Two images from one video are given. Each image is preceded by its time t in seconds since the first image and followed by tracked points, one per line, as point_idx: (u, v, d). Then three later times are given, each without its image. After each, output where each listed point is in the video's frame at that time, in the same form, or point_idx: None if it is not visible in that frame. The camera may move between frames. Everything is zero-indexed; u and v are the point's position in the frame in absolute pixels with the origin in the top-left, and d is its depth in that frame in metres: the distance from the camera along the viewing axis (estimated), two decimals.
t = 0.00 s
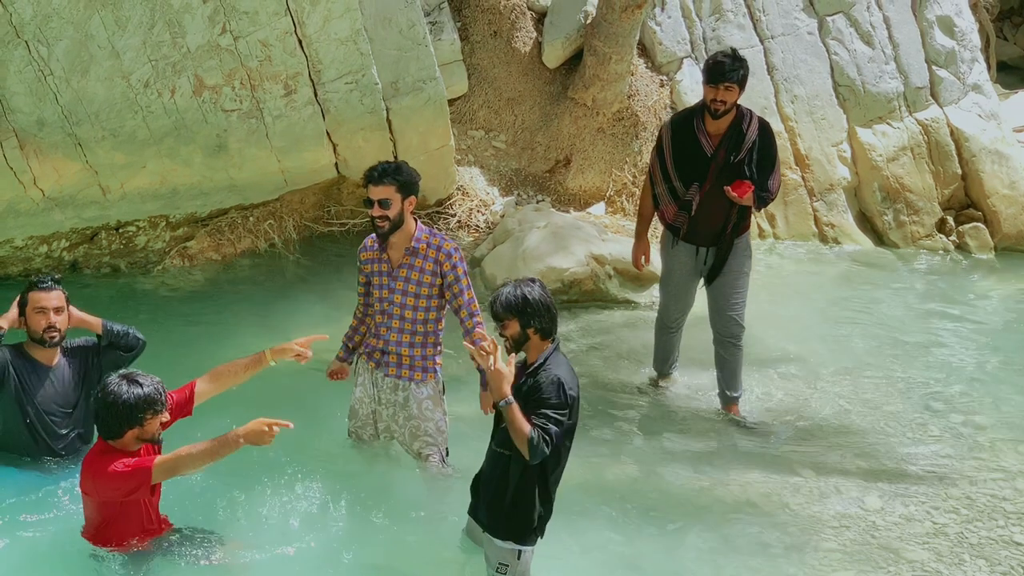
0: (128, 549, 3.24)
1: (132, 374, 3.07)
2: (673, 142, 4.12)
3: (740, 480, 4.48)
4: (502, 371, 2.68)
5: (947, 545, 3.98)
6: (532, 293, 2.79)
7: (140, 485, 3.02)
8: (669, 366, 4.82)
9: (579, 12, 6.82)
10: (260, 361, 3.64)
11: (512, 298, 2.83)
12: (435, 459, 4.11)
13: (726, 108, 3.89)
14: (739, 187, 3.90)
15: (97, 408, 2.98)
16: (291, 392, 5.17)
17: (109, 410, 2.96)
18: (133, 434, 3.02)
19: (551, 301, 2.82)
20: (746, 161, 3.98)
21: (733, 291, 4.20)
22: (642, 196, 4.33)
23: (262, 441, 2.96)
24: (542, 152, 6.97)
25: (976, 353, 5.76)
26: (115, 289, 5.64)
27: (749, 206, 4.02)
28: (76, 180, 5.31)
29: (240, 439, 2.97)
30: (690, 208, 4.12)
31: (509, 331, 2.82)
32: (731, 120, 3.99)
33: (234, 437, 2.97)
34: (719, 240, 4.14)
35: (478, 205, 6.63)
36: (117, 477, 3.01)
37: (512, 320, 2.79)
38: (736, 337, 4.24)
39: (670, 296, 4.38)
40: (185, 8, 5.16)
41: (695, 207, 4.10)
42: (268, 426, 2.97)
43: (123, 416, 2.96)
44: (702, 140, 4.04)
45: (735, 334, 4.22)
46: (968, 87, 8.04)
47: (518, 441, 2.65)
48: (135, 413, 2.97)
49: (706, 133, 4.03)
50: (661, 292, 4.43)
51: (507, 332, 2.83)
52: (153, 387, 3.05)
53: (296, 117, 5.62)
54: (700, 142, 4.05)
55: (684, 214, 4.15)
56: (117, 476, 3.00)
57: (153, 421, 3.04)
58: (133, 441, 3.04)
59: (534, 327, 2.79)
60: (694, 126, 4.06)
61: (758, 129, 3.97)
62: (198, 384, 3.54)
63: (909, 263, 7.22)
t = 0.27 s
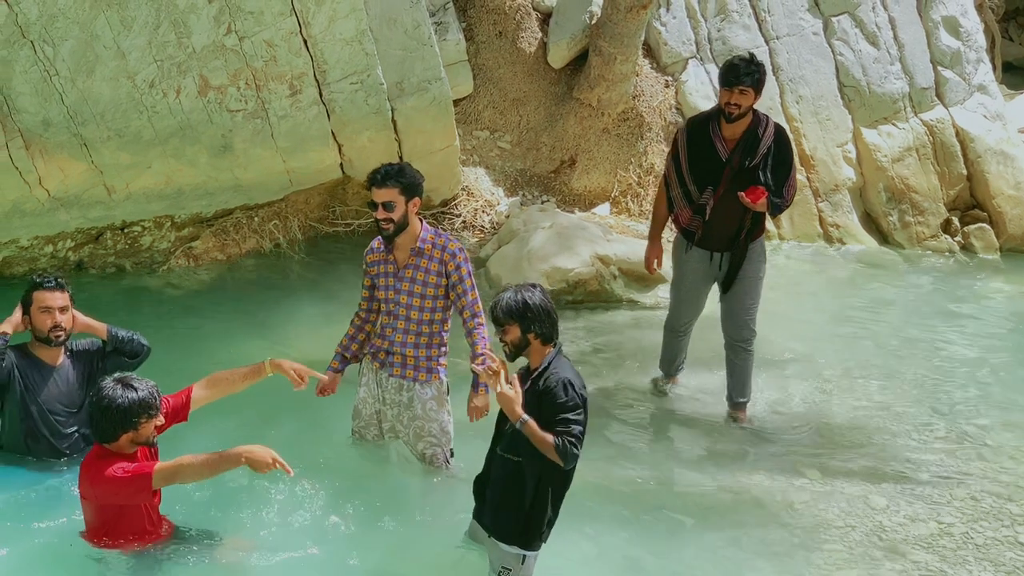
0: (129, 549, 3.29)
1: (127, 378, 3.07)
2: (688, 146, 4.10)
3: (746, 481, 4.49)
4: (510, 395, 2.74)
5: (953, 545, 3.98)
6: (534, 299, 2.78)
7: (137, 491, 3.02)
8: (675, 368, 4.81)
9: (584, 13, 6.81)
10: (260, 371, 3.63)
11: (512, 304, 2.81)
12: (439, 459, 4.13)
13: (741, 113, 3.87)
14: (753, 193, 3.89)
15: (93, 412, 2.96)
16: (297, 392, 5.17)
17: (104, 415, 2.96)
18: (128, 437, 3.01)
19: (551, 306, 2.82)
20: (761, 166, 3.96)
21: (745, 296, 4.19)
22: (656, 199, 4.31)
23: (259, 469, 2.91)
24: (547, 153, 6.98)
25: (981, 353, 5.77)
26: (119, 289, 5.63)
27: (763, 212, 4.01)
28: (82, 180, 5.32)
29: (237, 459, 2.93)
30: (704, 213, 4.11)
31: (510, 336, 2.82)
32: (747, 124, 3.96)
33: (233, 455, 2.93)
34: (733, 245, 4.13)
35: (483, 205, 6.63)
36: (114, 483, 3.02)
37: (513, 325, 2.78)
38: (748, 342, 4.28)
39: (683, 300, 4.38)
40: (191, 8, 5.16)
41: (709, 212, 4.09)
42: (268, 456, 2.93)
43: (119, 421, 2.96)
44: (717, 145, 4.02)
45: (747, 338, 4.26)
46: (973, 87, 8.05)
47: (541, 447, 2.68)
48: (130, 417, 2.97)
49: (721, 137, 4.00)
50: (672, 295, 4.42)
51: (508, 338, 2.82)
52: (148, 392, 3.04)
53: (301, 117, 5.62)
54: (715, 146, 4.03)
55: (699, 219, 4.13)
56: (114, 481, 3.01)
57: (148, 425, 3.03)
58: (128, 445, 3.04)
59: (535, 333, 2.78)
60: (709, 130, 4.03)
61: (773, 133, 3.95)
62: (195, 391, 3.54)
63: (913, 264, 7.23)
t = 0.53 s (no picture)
0: (131, 548, 3.27)
1: (129, 377, 3.06)
2: (700, 149, 4.10)
3: (751, 481, 4.48)
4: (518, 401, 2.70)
5: (957, 546, 3.98)
6: (540, 303, 2.78)
7: (138, 489, 2.99)
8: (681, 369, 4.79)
9: (589, 13, 6.81)
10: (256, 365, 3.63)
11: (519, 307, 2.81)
12: (444, 459, 4.12)
13: (753, 114, 3.88)
14: (765, 196, 3.90)
15: (95, 411, 2.97)
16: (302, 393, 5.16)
17: (106, 413, 2.96)
18: (129, 436, 3.00)
19: (557, 310, 2.82)
20: (773, 169, 3.97)
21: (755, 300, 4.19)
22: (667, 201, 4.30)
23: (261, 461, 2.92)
24: (552, 153, 6.99)
25: (985, 354, 5.77)
26: (123, 289, 5.64)
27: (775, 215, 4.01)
28: (86, 180, 5.33)
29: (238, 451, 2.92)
30: (716, 216, 4.10)
31: (516, 340, 2.81)
32: (759, 127, 3.97)
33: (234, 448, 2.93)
34: (745, 248, 4.14)
35: (488, 205, 6.63)
36: (114, 480, 2.99)
37: (519, 329, 2.78)
38: (757, 344, 4.29)
39: (692, 302, 4.36)
40: (196, 8, 5.16)
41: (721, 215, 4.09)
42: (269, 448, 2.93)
43: (120, 420, 2.95)
44: (729, 147, 4.02)
45: (757, 341, 4.27)
46: (978, 88, 8.05)
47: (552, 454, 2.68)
48: (132, 416, 2.96)
49: (734, 140, 4.01)
50: (681, 298, 4.40)
51: (514, 341, 2.82)
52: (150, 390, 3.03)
53: (306, 117, 5.62)
54: (727, 149, 4.03)
55: (711, 221, 4.13)
56: (115, 479, 2.99)
57: (150, 424, 3.03)
58: (130, 444, 3.03)
59: (541, 337, 2.78)
60: (721, 132, 4.03)
61: (785, 137, 3.96)
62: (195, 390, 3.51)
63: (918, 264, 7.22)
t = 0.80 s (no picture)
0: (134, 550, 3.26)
1: (140, 371, 3.06)
2: (717, 153, 4.11)
3: (758, 482, 4.48)
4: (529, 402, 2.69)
5: (964, 546, 3.98)
6: (557, 307, 2.78)
7: (143, 481, 2.98)
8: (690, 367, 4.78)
9: (596, 13, 6.82)
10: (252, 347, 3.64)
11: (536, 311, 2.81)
12: (451, 458, 4.09)
13: (770, 118, 3.88)
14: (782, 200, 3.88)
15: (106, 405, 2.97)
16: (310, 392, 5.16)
17: (116, 407, 2.96)
18: (139, 430, 3.01)
19: (574, 315, 2.82)
20: (789, 174, 3.96)
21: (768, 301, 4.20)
22: (684, 204, 4.32)
23: (261, 428, 2.96)
24: (559, 153, 6.99)
25: (992, 355, 5.76)
26: (130, 288, 5.63)
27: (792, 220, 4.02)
28: (93, 179, 5.33)
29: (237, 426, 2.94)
30: (732, 219, 4.11)
31: (532, 343, 2.81)
32: (776, 130, 3.97)
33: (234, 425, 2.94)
34: (761, 251, 4.16)
35: (495, 205, 6.62)
36: (119, 472, 2.99)
37: (535, 332, 2.78)
38: (768, 349, 4.35)
39: (706, 305, 4.38)
40: (202, 7, 5.18)
41: (737, 219, 4.09)
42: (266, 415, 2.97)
43: (130, 414, 2.96)
44: (746, 151, 4.02)
45: (769, 345, 4.32)
46: (985, 88, 8.04)
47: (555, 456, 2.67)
48: (141, 411, 2.96)
49: (750, 144, 4.01)
50: (695, 300, 4.42)
51: (529, 344, 2.82)
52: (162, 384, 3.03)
53: (313, 117, 5.62)
54: (744, 153, 4.03)
55: (726, 225, 4.14)
56: (121, 470, 2.98)
57: (161, 419, 3.03)
58: (140, 437, 3.03)
59: (557, 342, 2.78)
60: (738, 136, 4.04)
61: (802, 141, 3.95)
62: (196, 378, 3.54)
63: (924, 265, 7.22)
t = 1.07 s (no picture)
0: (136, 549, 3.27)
1: (155, 362, 3.06)
2: (734, 155, 4.13)
3: (767, 483, 4.48)
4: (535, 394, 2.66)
5: (971, 547, 3.98)
6: (580, 309, 2.78)
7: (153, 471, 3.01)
8: (700, 368, 4.83)
9: (604, 12, 6.82)
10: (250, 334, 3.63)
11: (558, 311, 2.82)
12: (458, 458, 4.06)
13: (786, 121, 3.90)
14: (801, 203, 3.89)
15: (121, 395, 2.97)
16: (318, 391, 5.15)
17: (131, 398, 2.96)
18: (155, 420, 3.02)
19: (596, 318, 2.82)
20: (807, 176, 3.98)
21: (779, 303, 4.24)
22: (700, 207, 4.33)
23: (255, 391, 3.00)
24: (567, 153, 6.98)
25: (1001, 356, 5.75)
26: (138, 287, 5.64)
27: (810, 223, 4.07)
28: (101, 178, 5.34)
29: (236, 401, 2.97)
30: (749, 222, 4.12)
31: (552, 343, 2.82)
32: (794, 133, 3.99)
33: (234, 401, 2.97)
34: (777, 254, 4.17)
35: (502, 204, 6.61)
36: (129, 460, 3.01)
37: (556, 332, 2.78)
38: (779, 350, 4.39)
39: (721, 307, 4.40)
40: (211, 7, 5.19)
41: (755, 221, 4.10)
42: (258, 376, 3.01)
43: (145, 405, 2.96)
44: (763, 154, 4.05)
45: (781, 347, 4.36)
46: (994, 88, 8.04)
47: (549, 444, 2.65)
48: (157, 402, 2.97)
49: (767, 146, 4.03)
50: (707, 303, 4.45)
51: (549, 344, 2.83)
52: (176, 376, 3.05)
53: (321, 116, 5.62)
54: (761, 156, 4.06)
55: (743, 228, 4.15)
56: (131, 460, 3.01)
57: (176, 410, 3.04)
58: (154, 428, 3.05)
59: (577, 345, 2.78)
60: (755, 139, 4.06)
61: (819, 144, 3.98)
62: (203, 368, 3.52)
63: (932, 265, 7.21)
